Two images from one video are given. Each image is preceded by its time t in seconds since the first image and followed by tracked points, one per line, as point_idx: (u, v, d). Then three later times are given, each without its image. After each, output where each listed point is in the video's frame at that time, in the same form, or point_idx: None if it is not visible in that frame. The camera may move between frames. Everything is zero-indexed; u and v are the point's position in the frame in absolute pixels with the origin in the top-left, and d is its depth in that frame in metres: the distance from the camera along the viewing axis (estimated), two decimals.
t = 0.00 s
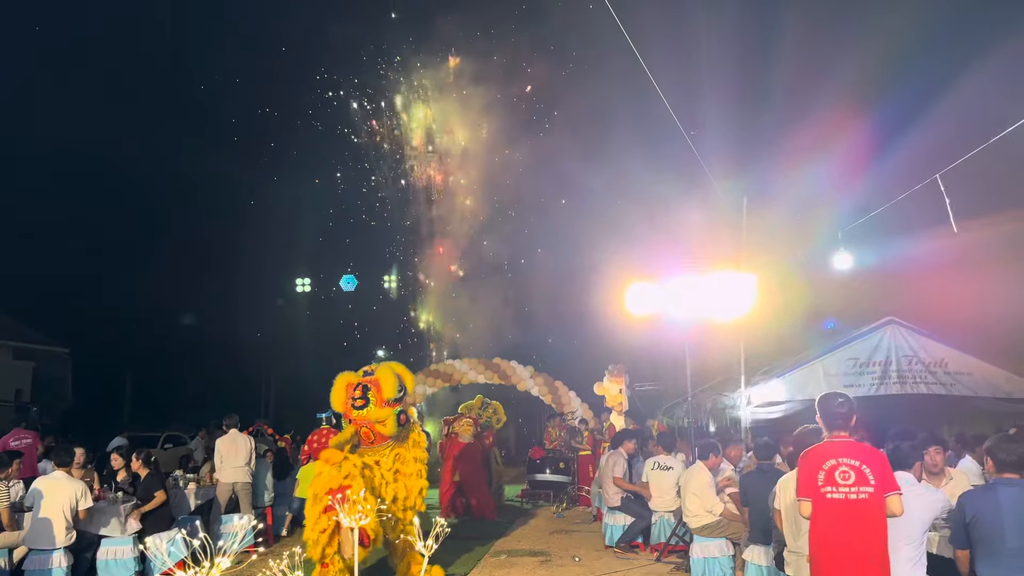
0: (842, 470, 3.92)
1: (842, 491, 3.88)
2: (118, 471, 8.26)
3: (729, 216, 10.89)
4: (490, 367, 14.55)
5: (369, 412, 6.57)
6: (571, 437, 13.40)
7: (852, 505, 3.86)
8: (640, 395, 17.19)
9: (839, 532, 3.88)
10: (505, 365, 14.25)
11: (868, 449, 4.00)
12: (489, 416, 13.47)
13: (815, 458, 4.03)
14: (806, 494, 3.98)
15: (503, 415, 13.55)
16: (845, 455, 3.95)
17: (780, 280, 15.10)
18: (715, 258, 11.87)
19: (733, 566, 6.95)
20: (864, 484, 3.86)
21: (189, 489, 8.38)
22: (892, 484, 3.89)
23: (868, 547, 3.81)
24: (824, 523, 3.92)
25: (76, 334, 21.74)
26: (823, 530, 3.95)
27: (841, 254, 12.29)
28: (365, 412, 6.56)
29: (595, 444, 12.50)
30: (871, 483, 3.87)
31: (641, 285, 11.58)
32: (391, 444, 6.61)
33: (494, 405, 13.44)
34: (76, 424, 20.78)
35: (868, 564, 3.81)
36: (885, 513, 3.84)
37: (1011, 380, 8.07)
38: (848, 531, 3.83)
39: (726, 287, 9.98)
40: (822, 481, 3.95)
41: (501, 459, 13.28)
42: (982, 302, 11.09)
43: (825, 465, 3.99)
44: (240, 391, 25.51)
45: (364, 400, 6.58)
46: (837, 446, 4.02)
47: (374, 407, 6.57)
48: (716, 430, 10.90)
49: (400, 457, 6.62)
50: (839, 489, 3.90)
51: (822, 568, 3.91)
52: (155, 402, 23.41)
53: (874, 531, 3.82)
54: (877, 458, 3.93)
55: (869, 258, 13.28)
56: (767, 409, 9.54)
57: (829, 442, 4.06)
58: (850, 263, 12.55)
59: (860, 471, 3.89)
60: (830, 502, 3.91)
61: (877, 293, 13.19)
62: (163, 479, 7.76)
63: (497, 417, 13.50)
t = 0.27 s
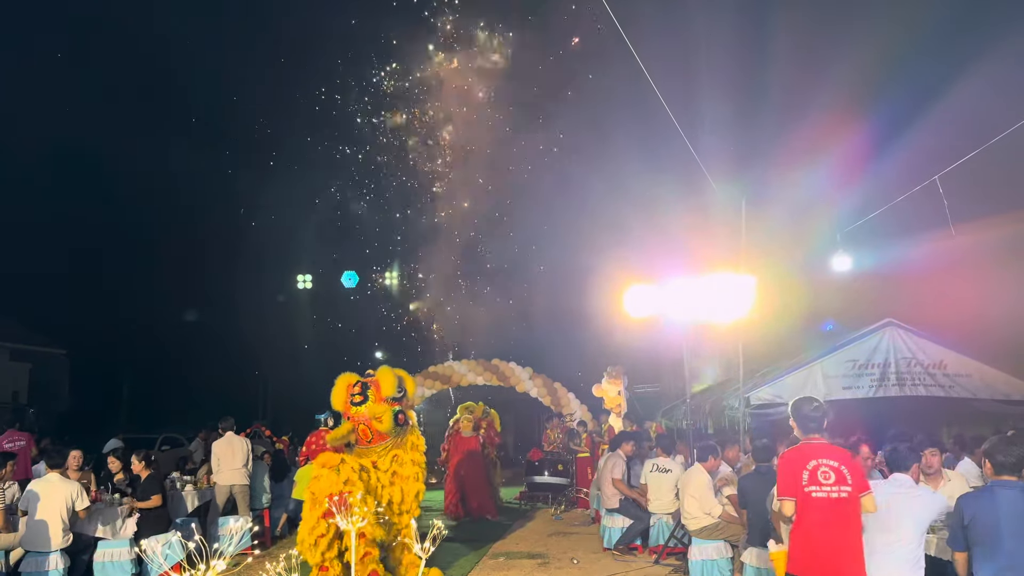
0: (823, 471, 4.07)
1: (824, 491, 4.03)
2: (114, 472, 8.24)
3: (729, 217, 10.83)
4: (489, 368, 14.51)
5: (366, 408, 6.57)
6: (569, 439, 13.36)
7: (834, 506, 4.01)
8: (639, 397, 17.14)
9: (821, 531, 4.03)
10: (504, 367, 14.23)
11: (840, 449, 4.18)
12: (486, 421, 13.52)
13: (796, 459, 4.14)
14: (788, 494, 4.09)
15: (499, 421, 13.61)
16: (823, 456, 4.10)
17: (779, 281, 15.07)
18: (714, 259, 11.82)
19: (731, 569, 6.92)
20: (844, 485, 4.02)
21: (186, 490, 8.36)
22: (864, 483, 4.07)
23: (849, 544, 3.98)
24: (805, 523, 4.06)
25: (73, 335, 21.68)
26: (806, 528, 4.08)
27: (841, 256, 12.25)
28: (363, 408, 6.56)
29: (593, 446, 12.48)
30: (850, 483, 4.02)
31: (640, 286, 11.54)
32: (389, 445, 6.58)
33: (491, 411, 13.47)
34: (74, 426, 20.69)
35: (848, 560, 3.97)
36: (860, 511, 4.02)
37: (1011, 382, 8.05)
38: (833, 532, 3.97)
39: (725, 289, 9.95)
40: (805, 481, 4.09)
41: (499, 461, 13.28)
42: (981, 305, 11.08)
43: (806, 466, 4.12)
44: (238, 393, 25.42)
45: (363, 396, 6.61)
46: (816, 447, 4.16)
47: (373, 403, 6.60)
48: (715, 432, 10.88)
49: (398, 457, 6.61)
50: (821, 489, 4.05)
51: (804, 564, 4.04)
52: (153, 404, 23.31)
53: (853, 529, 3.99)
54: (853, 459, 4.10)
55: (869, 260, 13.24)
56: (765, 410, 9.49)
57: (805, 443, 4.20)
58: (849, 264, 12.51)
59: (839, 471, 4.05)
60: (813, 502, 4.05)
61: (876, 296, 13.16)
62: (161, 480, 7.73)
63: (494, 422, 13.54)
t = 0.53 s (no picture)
0: (785, 474, 4.42)
1: (789, 493, 4.38)
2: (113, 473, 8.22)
3: (728, 217, 10.80)
4: (487, 369, 14.49)
5: (361, 409, 6.54)
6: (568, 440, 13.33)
7: (798, 506, 4.38)
8: (638, 397, 17.12)
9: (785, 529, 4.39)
10: (503, 368, 14.20)
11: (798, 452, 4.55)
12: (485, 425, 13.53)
13: (760, 464, 4.46)
14: (756, 497, 4.42)
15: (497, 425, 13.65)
16: (787, 460, 4.46)
17: (778, 281, 15.06)
18: (713, 260, 11.79)
19: (729, 570, 6.93)
20: (804, 486, 4.40)
21: (185, 491, 8.34)
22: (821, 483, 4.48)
23: (808, 540, 4.37)
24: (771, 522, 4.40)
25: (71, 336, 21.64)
26: (769, 527, 4.44)
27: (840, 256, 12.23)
28: (358, 409, 6.54)
29: (592, 446, 12.47)
30: (809, 484, 4.41)
31: (639, 287, 11.52)
32: (387, 443, 6.56)
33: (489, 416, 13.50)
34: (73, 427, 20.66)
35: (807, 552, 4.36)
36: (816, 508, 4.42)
37: (1010, 383, 8.05)
38: (796, 530, 4.35)
39: (725, 289, 9.93)
40: (771, 485, 4.41)
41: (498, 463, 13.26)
42: (980, 305, 11.08)
43: (769, 470, 4.45)
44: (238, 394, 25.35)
45: (356, 399, 6.56)
46: (779, 452, 4.50)
47: (367, 404, 6.55)
48: (714, 432, 10.86)
49: (397, 457, 6.58)
50: (784, 491, 4.40)
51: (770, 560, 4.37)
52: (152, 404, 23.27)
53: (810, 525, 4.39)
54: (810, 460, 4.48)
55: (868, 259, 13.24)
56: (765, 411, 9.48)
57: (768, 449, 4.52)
58: (848, 264, 12.51)
59: (799, 474, 4.41)
60: (778, 504, 4.39)
61: (876, 297, 13.15)
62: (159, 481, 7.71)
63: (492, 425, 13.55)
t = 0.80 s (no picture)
0: (755, 471, 4.43)
1: (757, 489, 4.39)
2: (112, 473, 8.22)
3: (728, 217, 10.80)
4: (487, 370, 14.49)
5: (361, 413, 6.53)
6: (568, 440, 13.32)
7: (766, 502, 4.37)
8: (638, 397, 17.11)
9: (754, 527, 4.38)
10: (503, 368, 14.19)
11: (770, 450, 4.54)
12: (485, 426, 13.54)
13: (732, 462, 4.51)
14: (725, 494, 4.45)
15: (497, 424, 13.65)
16: (756, 457, 4.46)
17: (778, 281, 15.07)
18: (714, 260, 11.78)
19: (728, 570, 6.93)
20: (773, 483, 4.39)
21: (185, 491, 8.33)
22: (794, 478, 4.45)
23: (779, 535, 4.36)
24: (742, 519, 4.40)
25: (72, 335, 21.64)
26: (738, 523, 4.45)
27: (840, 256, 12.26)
28: (358, 413, 6.53)
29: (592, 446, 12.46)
30: (778, 480, 4.39)
31: (638, 287, 11.52)
32: (385, 446, 6.57)
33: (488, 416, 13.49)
34: (72, 426, 20.63)
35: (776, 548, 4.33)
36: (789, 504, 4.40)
37: (1010, 384, 8.06)
38: (763, 526, 4.33)
39: (724, 290, 9.93)
40: (741, 482, 4.44)
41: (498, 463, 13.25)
42: (979, 304, 11.11)
43: (741, 468, 4.48)
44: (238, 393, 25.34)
45: (356, 402, 6.55)
46: (749, 449, 4.51)
47: (366, 409, 6.54)
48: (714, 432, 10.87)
49: (396, 460, 6.57)
50: (754, 488, 4.41)
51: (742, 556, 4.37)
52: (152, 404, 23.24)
53: (781, 520, 4.36)
54: (783, 459, 4.47)
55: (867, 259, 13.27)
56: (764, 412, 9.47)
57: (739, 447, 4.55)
58: (848, 264, 12.52)
59: (769, 471, 4.41)
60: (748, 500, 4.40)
61: (875, 297, 13.18)
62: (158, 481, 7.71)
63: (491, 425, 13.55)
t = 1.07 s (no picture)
0: (730, 470, 4.81)
1: (731, 487, 4.77)
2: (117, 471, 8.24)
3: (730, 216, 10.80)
4: (490, 368, 14.51)
5: (364, 410, 6.55)
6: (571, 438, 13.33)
7: (738, 500, 4.75)
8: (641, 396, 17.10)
9: (725, 522, 4.76)
10: (505, 366, 14.20)
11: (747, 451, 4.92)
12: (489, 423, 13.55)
13: (709, 461, 4.89)
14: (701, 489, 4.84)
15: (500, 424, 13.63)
16: (732, 458, 4.85)
17: (780, 279, 15.05)
18: (715, 258, 11.78)
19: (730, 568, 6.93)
20: (747, 482, 4.78)
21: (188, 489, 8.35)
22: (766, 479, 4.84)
23: (750, 530, 4.74)
24: (716, 514, 4.78)
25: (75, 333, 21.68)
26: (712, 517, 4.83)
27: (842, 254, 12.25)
28: (360, 411, 6.56)
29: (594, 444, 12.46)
30: (752, 481, 4.78)
31: (640, 285, 11.52)
32: (388, 444, 6.58)
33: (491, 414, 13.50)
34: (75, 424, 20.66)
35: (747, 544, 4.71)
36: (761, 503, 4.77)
37: (1012, 382, 8.06)
38: (734, 522, 4.71)
39: (726, 288, 9.93)
40: (717, 479, 4.82)
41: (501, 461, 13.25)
42: (981, 302, 11.10)
43: (717, 467, 4.86)
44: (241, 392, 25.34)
45: (358, 400, 6.59)
46: (726, 451, 4.90)
47: (369, 406, 6.57)
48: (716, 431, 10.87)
49: (399, 458, 6.58)
50: (728, 486, 4.79)
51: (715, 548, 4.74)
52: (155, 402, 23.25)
53: (754, 518, 4.74)
54: (758, 461, 4.86)
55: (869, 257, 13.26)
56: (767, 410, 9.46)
57: (717, 447, 4.92)
58: (851, 262, 12.52)
59: (743, 471, 4.80)
60: (722, 497, 4.78)
61: (877, 295, 13.17)
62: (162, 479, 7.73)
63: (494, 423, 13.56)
